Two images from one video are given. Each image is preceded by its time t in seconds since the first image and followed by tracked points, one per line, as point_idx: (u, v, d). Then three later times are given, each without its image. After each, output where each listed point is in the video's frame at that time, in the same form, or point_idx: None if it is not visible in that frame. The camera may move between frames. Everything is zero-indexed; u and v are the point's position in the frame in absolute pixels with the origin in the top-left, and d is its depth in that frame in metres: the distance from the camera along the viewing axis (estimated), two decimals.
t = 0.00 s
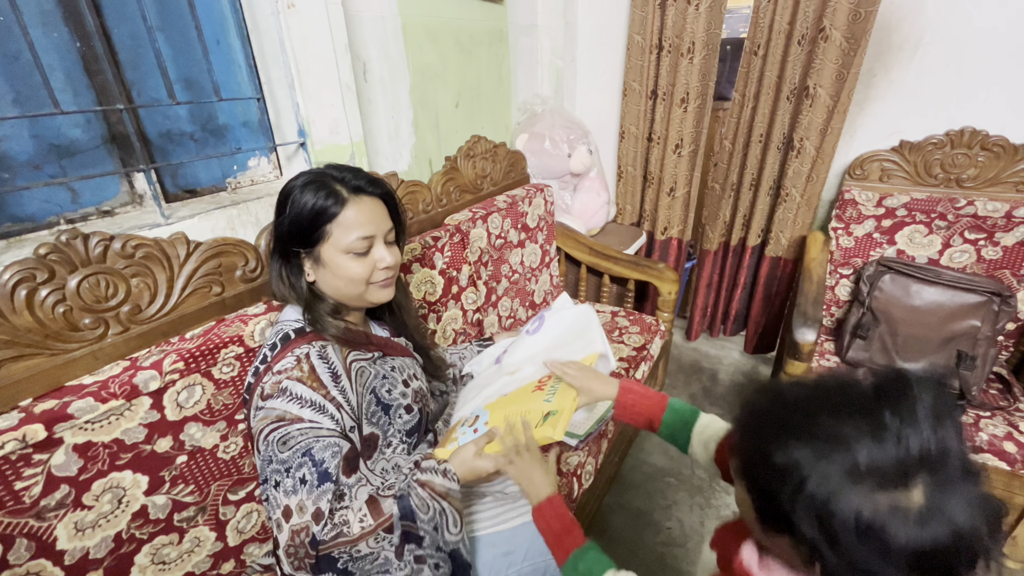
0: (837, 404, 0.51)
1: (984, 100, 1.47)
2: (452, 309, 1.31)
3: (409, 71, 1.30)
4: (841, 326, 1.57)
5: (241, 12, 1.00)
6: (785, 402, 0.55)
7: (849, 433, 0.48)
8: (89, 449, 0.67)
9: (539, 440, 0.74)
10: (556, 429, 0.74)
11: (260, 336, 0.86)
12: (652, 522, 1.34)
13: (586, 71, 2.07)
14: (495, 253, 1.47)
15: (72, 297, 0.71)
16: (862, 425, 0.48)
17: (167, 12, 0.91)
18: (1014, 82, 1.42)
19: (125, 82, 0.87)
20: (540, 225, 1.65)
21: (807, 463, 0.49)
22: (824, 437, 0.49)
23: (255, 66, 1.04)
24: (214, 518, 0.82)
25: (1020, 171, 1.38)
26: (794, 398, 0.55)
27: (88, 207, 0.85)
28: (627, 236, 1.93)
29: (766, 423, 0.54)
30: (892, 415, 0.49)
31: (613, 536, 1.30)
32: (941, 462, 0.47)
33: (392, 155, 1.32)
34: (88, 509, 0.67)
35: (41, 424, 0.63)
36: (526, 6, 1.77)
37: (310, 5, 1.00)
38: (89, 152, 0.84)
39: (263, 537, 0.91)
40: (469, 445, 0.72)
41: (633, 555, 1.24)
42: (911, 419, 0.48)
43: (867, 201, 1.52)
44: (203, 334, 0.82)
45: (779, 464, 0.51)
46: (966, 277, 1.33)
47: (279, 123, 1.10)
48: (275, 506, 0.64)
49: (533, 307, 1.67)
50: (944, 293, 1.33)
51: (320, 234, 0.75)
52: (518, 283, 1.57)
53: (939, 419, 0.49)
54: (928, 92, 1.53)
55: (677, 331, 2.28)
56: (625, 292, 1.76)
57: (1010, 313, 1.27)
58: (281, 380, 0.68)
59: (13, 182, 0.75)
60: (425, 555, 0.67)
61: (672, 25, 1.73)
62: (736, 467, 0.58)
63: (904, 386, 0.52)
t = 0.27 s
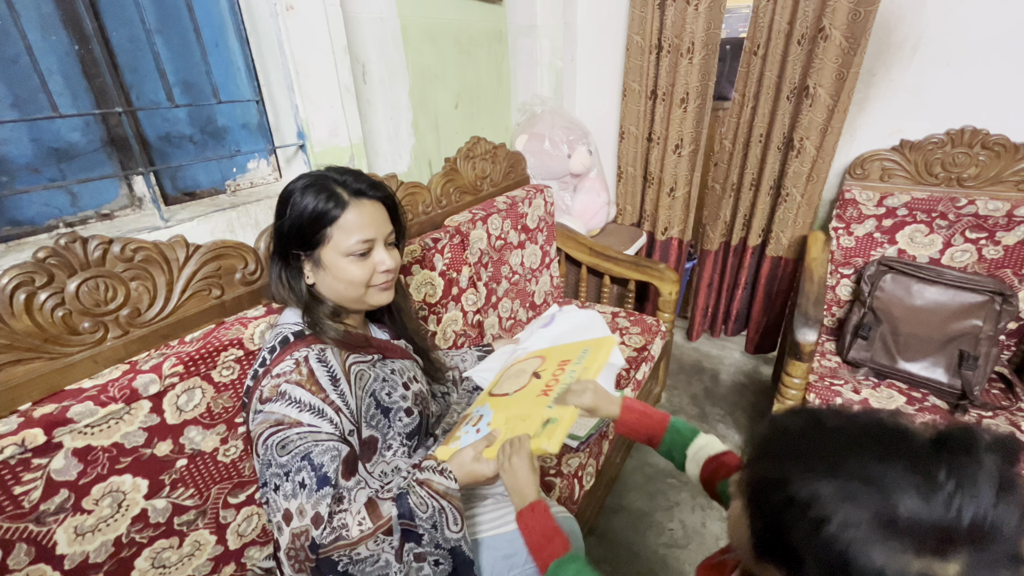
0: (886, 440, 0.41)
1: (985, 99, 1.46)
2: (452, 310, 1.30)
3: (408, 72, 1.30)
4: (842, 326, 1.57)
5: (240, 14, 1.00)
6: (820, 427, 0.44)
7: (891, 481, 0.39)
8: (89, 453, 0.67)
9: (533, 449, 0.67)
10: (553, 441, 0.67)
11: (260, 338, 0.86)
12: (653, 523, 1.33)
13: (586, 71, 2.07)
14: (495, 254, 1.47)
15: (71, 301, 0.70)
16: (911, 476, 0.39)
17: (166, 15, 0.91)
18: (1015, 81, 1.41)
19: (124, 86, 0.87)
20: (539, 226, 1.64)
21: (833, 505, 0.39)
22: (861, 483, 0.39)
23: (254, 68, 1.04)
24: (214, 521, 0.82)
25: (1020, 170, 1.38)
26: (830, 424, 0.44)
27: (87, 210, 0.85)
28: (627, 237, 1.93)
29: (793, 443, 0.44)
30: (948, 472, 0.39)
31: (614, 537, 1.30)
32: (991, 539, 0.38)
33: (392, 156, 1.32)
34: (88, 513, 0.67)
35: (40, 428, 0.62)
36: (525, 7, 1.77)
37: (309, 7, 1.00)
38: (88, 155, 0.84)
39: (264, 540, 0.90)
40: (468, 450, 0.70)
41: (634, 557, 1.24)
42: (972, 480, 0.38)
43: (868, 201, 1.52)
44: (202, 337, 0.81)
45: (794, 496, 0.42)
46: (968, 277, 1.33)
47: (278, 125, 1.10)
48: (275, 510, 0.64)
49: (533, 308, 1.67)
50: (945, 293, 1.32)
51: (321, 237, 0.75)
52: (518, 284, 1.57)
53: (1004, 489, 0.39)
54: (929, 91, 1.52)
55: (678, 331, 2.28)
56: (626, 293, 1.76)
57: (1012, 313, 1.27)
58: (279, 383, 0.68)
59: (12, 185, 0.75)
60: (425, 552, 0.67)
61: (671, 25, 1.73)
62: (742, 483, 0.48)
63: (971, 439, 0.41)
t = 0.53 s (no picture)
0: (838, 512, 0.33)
1: (982, 100, 1.47)
2: (450, 313, 1.30)
3: (406, 74, 1.30)
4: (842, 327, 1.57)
5: (236, 17, 1.00)
6: (766, 480, 0.36)
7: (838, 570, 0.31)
8: (85, 458, 0.66)
9: (537, 549, 0.57)
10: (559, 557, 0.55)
11: (258, 341, 0.85)
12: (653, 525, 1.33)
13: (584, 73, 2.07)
14: (494, 256, 1.46)
15: (67, 305, 0.70)
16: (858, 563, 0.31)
17: (162, 18, 0.90)
18: (1012, 81, 1.42)
19: (120, 89, 0.86)
20: (538, 227, 1.64)
21: None
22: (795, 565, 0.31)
23: (251, 71, 1.04)
24: (211, 526, 0.82)
25: (1018, 171, 1.38)
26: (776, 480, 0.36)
27: (83, 214, 0.84)
28: (626, 238, 1.93)
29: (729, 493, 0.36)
30: (899, 563, 0.31)
31: (614, 540, 1.29)
32: None
33: (390, 158, 1.32)
34: (84, 519, 0.67)
35: (35, 434, 0.62)
36: (523, 9, 1.77)
37: (306, 9, 1.00)
38: (84, 159, 0.83)
39: (262, 544, 0.90)
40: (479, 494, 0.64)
41: (634, 559, 1.23)
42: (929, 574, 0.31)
43: (866, 202, 1.52)
44: (200, 341, 0.81)
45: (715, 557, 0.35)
46: (966, 277, 1.33)
47: (276, 127, 1.10)
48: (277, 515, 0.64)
49: (532, 310, 1.66)
50: (943, 294, 1.32)
51: (318, 239, 0.75)
52: (517, 286, 1.57)
53: None
54: (926, 92, 1.53)
55: (677, 332, 2.28)
56: (625, 294, 1.75)
57: (1011, 313, 1.27)
58: (277, 390, 0.68)
59: (7, 189, 0.75)
60: None
61: (669, 27, 1.73)
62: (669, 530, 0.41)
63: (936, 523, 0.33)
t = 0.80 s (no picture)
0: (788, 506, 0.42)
1: (981, 101, 1.47)
2: (450, 315, 1.30)
3: (406, 77, 1.30)
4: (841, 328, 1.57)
5: (237, 20, 1.00)
6: (737, 490, 0.43)
7: (779, 558, 0.39)
8: (85, 461, 0.66)
9: (530, 548, 0.61)
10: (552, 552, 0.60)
11: (258, 344, 0.86)
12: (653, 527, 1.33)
13: (584, 75, 2.08)
14: (494, 258, 1.46)
15: (67, 308, 0.70)
16: (807, 553, 0.39)
17: (163, 21, 0.91)
18: (1011, 83, 1.42)
19: (121, 92, 0.86)
20: (538, 229, 1.64)
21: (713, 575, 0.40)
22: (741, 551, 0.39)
23: (251, 74, 1.05)
24: (211, 529, 0.82)
25: (1017, 172, 1.38)
26: (729, 478, 0.45)
27: (84, 216, 0.84)
28: (626, 240, 1.93)
29: (687, 497, 0.44)
30: (843, 550, 0.40)
31: (614, 542, 1.29)
32: None
33: (390, 161, 1.32)
34: (84, 522, 0.67)
35: (35, 436, 0.62)
36: (523, 11, 1.77)
37: (306, 13, 1.00)
38: (85, 162, 0.83)
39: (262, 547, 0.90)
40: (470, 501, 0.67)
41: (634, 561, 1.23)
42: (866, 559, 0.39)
43: (865, 203, 1.52)
44: (200, 343, 0.81)
45: (672, 557, 0.42)
46: (966, 278, 1.33)
47: (276, 130, 1.10)
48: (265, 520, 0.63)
49: (532, 312, 1.66)
50: (943, 294, 1.33)
51: (321, 244, 0.75)
52: (517, 288, 1.57)
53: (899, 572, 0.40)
54: (925, 93, 1.53)
55: (677, 334, 2.28)
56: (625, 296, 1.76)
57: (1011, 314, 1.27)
58: (272, 395, 0.67)
59: (7, 192, 0.75)
60: None
61: (668, 29, 1.74)
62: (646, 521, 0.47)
63: (866, 512, 0.42)
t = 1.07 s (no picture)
0: (769, 489, 0.46)
1: (980, 102, 1.47)
2: (451, 317, 1.30)
3: (406, 80, 1.31)
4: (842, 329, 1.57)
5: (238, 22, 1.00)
6: (720, 477, 0.49)
7: (762, 534, 0.44)
8: (86, 463, 0.66)
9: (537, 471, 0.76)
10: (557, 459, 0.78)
11: (258, 346, 0.86)
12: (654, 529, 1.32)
13: (584, 77, 2.08)
14: (494, 260, 1.46)
15: (69, 310, 0.70)
16: (786, 529, 0.44)
17: (164, 24, 0.91)
18: (1010, 84, 1.42)
19: (123, 94, 0.87)
20: (538, 231, 1.64)
21: (705, 554, 0.45)
22: (727, 530, 0.45)
23: (252, 76, 1.05)
24: (212, 531, 0.81)
25: (1017, 174, 1.38)
26: (718, 469, 0.50)
27: (85, 219, 0.85)
28: (626, 242, 1.93)
29: (680, 488, 0.49)
30: (820, 523, 0.44)
31: (615, 543, 1.29)
32: None
33: (390, 163, 1.32)
34: (85, 524, 0.67)
35: (37, 439, 0.62)
36: (523, 14, 1.78)
37: (307, 16, 1.01)
38: (87, 164, 0.84)
39: (262, 549, 0.90)
40: (467, 468, 0.75)
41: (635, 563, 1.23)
42: (843, 531, 0.43)
43: (865, 205, 1.53)
44: (201, 345, 0.81)
45: (671, 543, 0.47)
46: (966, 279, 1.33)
47: (276, 133, 1.10)
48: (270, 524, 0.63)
49: (532, 314, 1.66)
50: (943, 296, 1.33)
51: (315, 245, 0.75)
52: (517, 289, 1.57)
53: (873, 542, 0.43)
54: (924, 95, 1.53)
55: (678, 335, 2.28)
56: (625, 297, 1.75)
57: (1011, 315, 1.27)
58: (274, 397, 0.67)
59: (9, 194, 0.75)
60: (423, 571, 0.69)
61: (668, 31, 1.74)
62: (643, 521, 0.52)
63: (841, 489, 0.46)
